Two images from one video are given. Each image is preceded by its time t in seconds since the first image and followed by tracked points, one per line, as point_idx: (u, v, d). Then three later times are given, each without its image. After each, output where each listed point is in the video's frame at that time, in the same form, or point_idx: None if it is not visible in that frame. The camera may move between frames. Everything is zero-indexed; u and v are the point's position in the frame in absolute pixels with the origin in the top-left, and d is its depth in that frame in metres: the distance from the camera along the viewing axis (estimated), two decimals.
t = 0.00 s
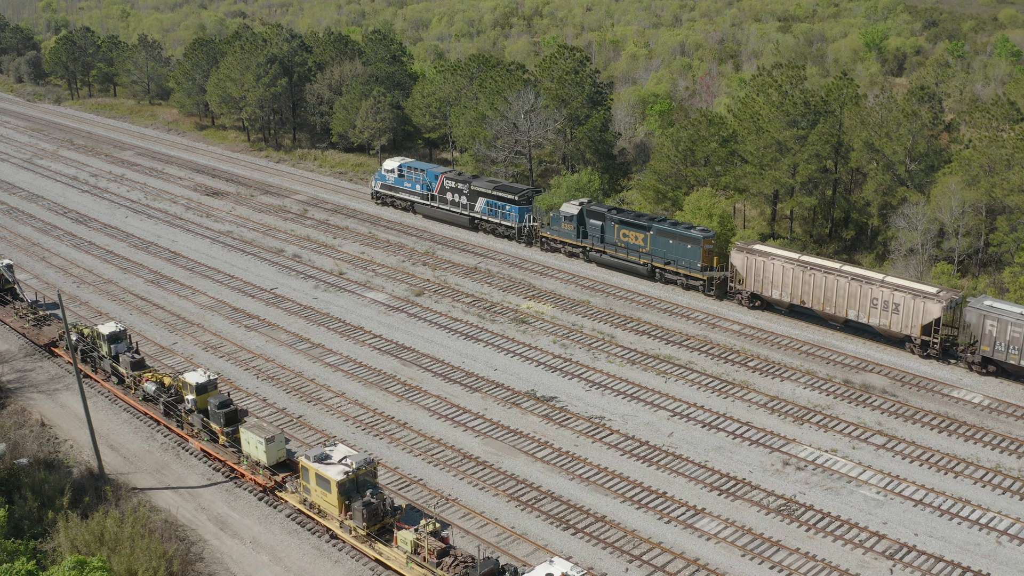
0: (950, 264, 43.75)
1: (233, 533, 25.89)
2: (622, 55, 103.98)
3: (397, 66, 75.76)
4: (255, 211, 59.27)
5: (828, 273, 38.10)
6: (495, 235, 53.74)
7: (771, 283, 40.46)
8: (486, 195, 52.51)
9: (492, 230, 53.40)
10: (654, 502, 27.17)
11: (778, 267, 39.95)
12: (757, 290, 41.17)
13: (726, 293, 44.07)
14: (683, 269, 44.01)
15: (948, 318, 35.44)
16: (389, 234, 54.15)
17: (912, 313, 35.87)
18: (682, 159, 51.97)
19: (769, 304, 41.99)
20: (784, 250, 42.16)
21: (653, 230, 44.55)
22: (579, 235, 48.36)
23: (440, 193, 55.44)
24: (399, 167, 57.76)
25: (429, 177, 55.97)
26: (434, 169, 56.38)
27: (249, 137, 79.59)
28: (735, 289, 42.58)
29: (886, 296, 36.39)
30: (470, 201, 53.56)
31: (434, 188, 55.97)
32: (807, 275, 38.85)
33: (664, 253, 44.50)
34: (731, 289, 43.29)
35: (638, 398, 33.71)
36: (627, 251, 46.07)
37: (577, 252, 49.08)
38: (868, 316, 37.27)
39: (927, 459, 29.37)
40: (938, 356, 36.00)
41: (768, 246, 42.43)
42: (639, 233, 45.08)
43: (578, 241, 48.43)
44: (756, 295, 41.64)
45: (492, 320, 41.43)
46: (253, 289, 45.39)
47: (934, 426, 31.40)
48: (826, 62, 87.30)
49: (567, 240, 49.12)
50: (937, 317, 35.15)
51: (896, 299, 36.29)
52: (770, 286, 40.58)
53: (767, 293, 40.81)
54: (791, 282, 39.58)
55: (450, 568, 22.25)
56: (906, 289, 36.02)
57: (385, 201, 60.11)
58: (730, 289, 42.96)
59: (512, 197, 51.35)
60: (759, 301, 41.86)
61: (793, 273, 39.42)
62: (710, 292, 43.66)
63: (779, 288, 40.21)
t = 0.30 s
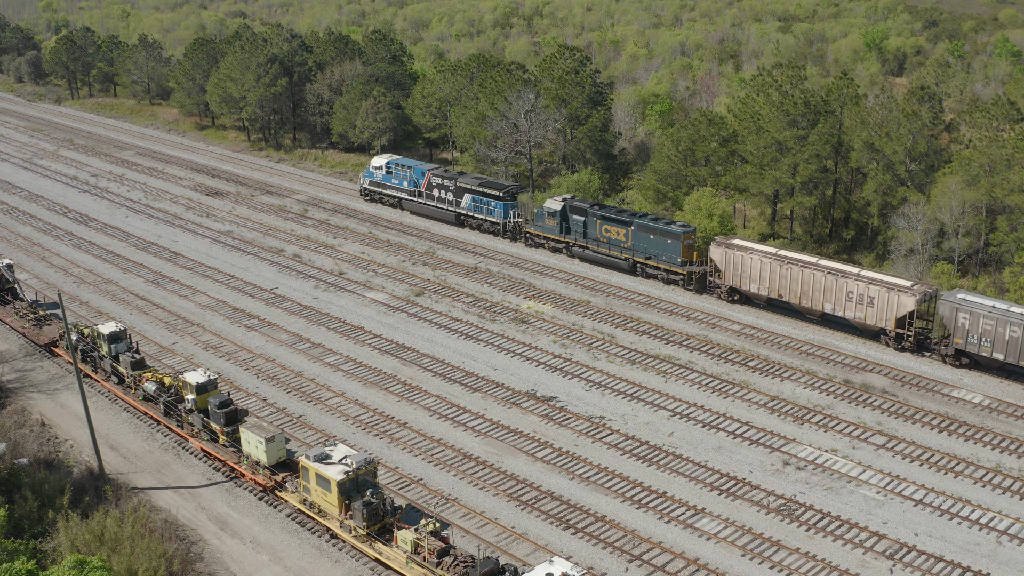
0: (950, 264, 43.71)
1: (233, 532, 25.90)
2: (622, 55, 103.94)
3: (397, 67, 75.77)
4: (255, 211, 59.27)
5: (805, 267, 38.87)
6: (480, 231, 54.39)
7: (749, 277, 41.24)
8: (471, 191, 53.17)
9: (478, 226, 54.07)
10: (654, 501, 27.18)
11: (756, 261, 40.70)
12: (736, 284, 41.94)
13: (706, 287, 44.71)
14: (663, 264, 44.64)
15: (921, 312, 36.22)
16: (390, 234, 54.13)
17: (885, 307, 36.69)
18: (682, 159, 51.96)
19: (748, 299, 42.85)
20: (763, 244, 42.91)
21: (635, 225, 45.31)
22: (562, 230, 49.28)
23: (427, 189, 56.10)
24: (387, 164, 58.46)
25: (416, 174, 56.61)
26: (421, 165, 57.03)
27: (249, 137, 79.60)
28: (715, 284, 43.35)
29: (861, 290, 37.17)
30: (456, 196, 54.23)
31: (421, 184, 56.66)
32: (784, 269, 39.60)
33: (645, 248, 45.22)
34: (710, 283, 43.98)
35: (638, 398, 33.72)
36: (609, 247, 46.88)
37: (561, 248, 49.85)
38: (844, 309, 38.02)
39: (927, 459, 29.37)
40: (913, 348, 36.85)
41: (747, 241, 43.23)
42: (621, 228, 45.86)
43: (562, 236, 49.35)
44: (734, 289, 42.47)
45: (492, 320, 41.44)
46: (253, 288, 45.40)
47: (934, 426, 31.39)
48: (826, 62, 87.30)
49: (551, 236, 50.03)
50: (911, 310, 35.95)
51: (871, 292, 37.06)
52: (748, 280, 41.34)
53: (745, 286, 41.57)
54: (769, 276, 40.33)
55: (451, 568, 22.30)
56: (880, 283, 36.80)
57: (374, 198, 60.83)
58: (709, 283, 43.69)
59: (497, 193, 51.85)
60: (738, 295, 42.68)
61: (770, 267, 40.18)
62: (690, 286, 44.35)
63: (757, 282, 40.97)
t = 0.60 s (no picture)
0: (950, 264, 43.71)
1: (234, 532, 25.92)
2: (622, 55, 103.97)
3: (398, 67, 75.81)
4: (256, 211, 59.29)
5: (782, 261, 39.51)
6: (466, 227, 55.31)
7: (728, 271, 41.88)
8: (457, 187, 53.99)
9: (464, 222, 54.99)
10: (653, 501, 27.19)
11: (734, 256, 41.40)
12: (715, 279, 42.60)
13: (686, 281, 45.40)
14: (644, 259, 45.58)
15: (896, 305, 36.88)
16: (390, 234, 54.12)
17: (861, 300, 37.32)
18: (682, 159, 51.96)
19: (727, 293, 43.52)
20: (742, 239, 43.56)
21: (616, 221, 46.18)
22: (545, 226, 50.06)
23: (414, 185, 56.92)
24: (374, 161, 59.20)
25: (404, 171, 57.39)
26: (408, 163, 57.80)
27: (250, 137, 79.62)
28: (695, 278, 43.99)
29: (836, 283, 37.79)
30: (443, 193, 55.07)
31: (408, 181, 57.46)
32: (762, 263, 40.28)
33: (626, 243, 46.15)
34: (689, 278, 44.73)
35: (638, 398, 33.71)
36: (591, 242, 47.73)
37: (544, 243, 50.70)
38: (820, 302, 38.65)
39: (927, 459, 29.36)
40: (888, 341, 37.44)
41: (727, 236, 43.91)
42: (603, 224, 46.72)
43: (545, 232, 50.12)
44: (714, 283, 43.11)
45: (493, 320, 41.45)
46: (254, 288, 45.43)
47: (934, 426, 31.38)
48: (827, 62, 87.32)
49: (534, 231, 50.77)
50: (886, 304, 36.58)
51: (846, 286, 37.70)
52: (727, 274, 42.04)
53: (724, 281, 42.24)
54: (747, 270, 40.99)
55: (451, 567, 22.32)
56: (856, 276, 37.42)
57: (361, 195, 61.57)
58: (688, 278, 44.42)
59: (483, 189, 52.68)
60: (717, 289, 43.32)
61: (748, 262, 40.87)
62: (671, 280, 45.09)
63: (735, 276, 41.64)
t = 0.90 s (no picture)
0: (950, 264, 43.70)
1: (234, 532, 25.93)
2: (623, 55, 103.94)
3: (398, 67, 75.85)
4: (256, 210, 59.32)
5: (760, 255, 40.27)
6: (453, 223, 56.02)
7: (707, 265, 42.59)
8: (443, 184, 54.67)
9: (450, 218, 55.72)
10: (654, 501, 27.20)
11: (713, 250, 42.06)
12: (695, 273, 43.31)
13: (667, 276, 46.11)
14: (626, 254, 46.11)
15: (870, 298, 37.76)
16: (390, 234, 54.12)
17: (837, 293, 38.08)
18: (682, 159, 51.97)
19: (707, 287, 44.34)
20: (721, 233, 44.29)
21: (598, 216, 46.74)
22: (530, 222, 50.82)
23: (401, 182, 57.59)
24: (363, 158, 59.90)
25: (392, 168, 58.03)
26: (396, 159, 58.45)
27: (250, 136, 79.62)
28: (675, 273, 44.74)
29: (813, 277, 38.58)
30: (429, 189, 55.79)
31: (396, 178, 58.10)
32: (740, 258, 40.98)
33: (608, 238, 46.68)
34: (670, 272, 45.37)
35: (639, 398, 33.70)
36: (574, 237, 48.35)
37: (529, 238, 51.44)
38: (798, 296, 39.44)
39: (928, 458, 29.35)
40: (863, 334, 38.30)
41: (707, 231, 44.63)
42: (585, 219, 47.31)
43: (529, 227, 50.88)
44: (694, 277, 43.87)
45: (493, 319, 41.46)
46: (254, 288, 45.46)
47: (935, 426, 31.37)
48: (827, 62, 87.29)
49: (519, 227, 51.54)
50: (861, 297, 37.40)
51: (823, 279, 38.47)
52: (706, 269, 42.75)
53: (703, 275, 42.96)
54: (726, 265, 41.70)
55: (451, 567, 22.34)
56: (832, 270, 38.22)
57: (351, 191, 62.32)
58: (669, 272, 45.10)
59: (468, 185, 53.41)
60: (697, 283, 44.11)
61: (726, 256, 41.59)
62: (652, 275, 45.79)
63: (714, 270, 42.34)
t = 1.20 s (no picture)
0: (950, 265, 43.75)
1: (235, 532, 25.94)
2: (623, 55, 103.97)
3: (399, 68, 75.88)
4: (256, 210, 59.33)
5: (738, 250, 40.91)
6: (439, 219, 56.81)
7: (687, 261, 43.26)
8: (430, 180, 55.53)
9: (437, 214, 56.51)
10: (654, 501, 27.20)
11: (692, 245, 42.73)
12: (675, 268, 43.96)
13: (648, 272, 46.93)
14: (609, 250, 46.92)
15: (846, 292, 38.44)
16: (391, 234, 54.12)
17: (813, 288, 38.77)
18: (682, 159, 51.93)
19: (687, 282, 45.00)
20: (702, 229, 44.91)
21: (581, 212, 47.67)
22: (514, 218, 51.72)
23: (389, 179, 58.42)
24: (352, 155, 60.74)
25: (379, 165, 58.88)
26: (384, 157, 59.31)
27: (251, 136, 79.62)
28: (656, 268, 45.52)
29: (789, 271, 39.33)
30: (416, 186, 56.63)
31: (384, 175, 58.94)
32: (719, 253, 41.67)
33: (591, 234, 47.61)
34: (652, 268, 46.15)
35: (639, 398, 33.71)
36: (558, 233, 49.27)
37: (513, 234, 52.24)
38: (775, 290, 40.10)
39: (927, 459, 29.35)
40: (839, 328, 39.02)
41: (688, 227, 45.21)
42: (568, 215, 48.27)
43: (514, 223, 51.77)
44: (674, 273, 44.49)
45: (493, 320, 41.46)
46: (254, 288, 45.48)
47: (935, 426, 31.37)
48: (827, 62, 87.27)
49: (503, 223, 52.40)
50: (836, 291, 38.05)
51: (799, 274, 39.22)
52: (685, 264, 43.43)
53: (683, 270, 43.63)
54: (705, 260, 42.38)
55: (451, 567, 22.34)
56: (809, 265, 38.93)
57: (340, 188, 63.19)
58: (649, 267, 45.90)
59: (454, 182, 54.21)
60: (677, 278, 44.73)
61: (705, 251, 42.27)
62: (633, 269, 46.62)
63: (694, 265, 43.03)
